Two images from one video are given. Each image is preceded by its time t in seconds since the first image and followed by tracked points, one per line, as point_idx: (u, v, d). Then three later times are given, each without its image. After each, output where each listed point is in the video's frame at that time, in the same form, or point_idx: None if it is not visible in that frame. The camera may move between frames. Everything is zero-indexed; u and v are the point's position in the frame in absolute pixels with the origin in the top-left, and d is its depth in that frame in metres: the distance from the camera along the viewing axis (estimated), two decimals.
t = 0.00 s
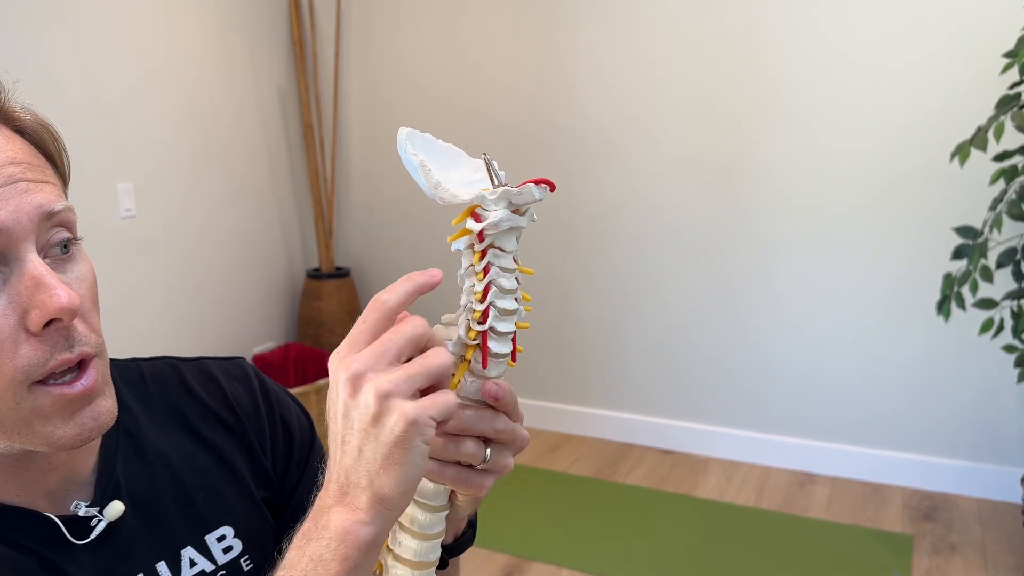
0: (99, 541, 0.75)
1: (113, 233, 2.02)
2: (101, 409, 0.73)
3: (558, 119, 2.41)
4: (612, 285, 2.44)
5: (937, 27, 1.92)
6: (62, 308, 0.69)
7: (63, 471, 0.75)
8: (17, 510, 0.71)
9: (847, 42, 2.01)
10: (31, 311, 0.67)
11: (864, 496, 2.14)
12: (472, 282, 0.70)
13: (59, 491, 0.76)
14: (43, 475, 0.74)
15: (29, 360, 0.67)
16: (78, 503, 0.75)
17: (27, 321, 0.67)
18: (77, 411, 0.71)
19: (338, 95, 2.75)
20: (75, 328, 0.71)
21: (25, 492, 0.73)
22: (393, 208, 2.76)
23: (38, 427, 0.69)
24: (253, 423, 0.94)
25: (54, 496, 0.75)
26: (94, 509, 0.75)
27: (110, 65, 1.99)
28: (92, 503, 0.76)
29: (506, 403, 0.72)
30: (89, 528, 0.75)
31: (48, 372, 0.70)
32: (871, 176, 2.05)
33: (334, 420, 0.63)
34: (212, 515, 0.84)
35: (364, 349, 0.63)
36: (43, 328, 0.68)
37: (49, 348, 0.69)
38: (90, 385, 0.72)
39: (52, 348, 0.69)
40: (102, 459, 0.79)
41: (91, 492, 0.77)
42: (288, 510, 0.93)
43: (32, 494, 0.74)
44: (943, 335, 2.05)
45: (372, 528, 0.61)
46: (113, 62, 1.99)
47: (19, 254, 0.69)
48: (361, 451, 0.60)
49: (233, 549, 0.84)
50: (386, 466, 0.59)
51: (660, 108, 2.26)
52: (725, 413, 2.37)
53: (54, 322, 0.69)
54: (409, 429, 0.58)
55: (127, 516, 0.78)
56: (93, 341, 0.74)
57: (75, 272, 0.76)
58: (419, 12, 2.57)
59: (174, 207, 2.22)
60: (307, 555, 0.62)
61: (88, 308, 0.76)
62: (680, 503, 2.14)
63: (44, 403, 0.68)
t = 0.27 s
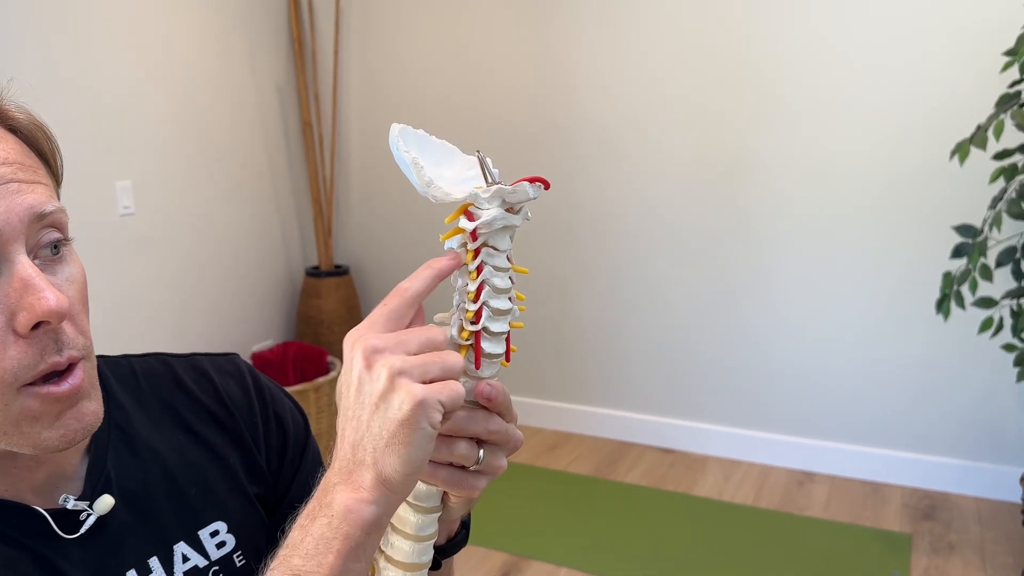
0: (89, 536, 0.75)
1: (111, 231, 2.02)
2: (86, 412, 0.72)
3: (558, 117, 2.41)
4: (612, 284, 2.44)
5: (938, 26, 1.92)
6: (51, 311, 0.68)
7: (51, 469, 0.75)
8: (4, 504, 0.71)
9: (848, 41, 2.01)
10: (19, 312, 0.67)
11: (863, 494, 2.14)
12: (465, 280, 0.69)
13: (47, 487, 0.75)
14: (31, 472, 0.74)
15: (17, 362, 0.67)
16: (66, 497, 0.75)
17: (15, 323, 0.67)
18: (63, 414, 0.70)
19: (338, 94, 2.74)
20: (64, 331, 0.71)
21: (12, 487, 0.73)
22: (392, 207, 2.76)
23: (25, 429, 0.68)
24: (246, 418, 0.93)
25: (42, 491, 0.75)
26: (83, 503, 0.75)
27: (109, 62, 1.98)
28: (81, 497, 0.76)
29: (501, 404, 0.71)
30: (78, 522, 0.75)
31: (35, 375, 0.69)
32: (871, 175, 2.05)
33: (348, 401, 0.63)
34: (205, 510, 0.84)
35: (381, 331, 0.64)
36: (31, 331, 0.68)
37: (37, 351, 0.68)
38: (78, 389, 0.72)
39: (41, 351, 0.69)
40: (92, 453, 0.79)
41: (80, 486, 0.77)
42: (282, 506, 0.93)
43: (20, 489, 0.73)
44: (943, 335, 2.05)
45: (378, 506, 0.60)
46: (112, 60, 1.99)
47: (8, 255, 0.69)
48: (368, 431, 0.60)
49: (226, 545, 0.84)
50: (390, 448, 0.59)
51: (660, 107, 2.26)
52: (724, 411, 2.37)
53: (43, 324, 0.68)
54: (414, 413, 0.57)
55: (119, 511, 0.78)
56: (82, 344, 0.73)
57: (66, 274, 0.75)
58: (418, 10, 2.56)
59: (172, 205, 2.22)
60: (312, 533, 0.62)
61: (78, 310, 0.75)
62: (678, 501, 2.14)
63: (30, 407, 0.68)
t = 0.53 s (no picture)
0: (92, 539, 0.75)
1: (110, 229, 2.01)
2: (92, 407, 0.72)
3: (557, 116, 2.40)
4: (612, 283, 2.43)
5: (939, 25, 1.92)
6: (52, 310, 0.67)
7: (55, 466, 0.75)
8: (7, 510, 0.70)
9: (848, 40, 2.00)
10: (21, 312, 0.67)
11: (863, 493, 2.14)
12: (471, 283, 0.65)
13: (52, 488, 0.75)
14: (35, 470, 0.73)
15: (17, 362, 0.66)
16: (68, 501, 0.74)
17: (16, 323, 0.66)
18: (66, 415, 0.70)
19: (337, 92, 2.73)
20: (66, 330, 0.70)
21: (15, 489, 0.72)
22: (391, 205, 2.75)
23: (27, 427, 0.68)
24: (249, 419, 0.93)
25: (46, 494, 0.74)
26: (86, 507, 0.75)
27: (107, 60, 1.97)
28: (84, 501, 0.75)
29: (505, 406, 0.70)
30: (81, 526, 0.74)
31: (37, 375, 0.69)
32: (871, 174, 2.05)
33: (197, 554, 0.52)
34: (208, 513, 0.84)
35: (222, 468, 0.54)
36: (33, 330, 0.67)
37: (39, 350, 0.68)
38: (81, 389, 0.71)
39: (42, 350, 0.68)
40: (96, 455, 0.79)
41: (82, 489, 0.76)
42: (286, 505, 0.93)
43: (23, 493, 0.73)
44: (943, 334, 2.05)
45: (302, 565, 0.52)
46: (110, 57, 1.98)
47: (9, 254, 0.68)
48: None
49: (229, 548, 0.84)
50: None
51: (660, 105, 2.25)
52: (723, 410, 2.37)
53: (44, 324, 0.68)
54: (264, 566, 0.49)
55: (121, 512, 0.78)
56: (86, 341, 0.72)
57: (68, 272, 0.75)
58: (417, 8, 2.55)
59: (171, 203, 2.21)
60: None
61: (81, 309, 0.75)
62: (677, 500, 2.14)
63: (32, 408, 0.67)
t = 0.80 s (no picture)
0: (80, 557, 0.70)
1: (106, 225, 1.99)
2: (86, 422, 0.69)
3: (557, 112, 2.39)
4: (612, 280, 2.42)
5: (941, 21, 1.90)
6: (51, 315, 0.65)
7: (45, 480, 0.70)
8: None
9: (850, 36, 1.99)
10: (18, 317, 0.64)
11: (863, 491, 2.13)
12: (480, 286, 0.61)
13: (40, 503, 0.70)
14: (25, 484, 0.69)
15: (11, 369, 0.63)
16: (51, 520, 0.69)
17: (12, 328, 0.63)
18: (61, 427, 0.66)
19: (334, 87, 2.72)
20: (65, 338, 0.67)
21: None
22: (389, 201, 2.74)
23: (18, 440, 0.65)
24: (252, 425, 0.89)
25: (31, 511, 0.70)
26: (71, 523, 0.70)
27: (104, 54, 1.95)
28: (68, 517, 0.70)
29: (515, 414, 0.66)
30: (68, 544, 0.70)
31: (30, 384, 0.65)
32: (872, 171, 2.04)
33: None
34: (207, 526, 0.80)
35: None
36: (29, 336, 0.64)
37: (34, 357, 0.64)
38: (77, 400, 0.68)
39: (37, 357, 0.65)
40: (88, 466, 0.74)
41: (67, 507, 0.71)
42: (288, 515, 0.90)
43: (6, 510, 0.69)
44: (943, 332, 2.04)
45: None
46: (106, 51, 1.96)
47: (6, 256, 0.65)
48: None
49: (229, 563, 0.80)
50: None
51: (661, 101, 2.24)
52: (723, 407, 2.36)
53: (41, 330, 0.65)
54: None
55: (111, 527, 0.73)
56: (83, 349, 0.69)
57: (65, 276, 0.73)
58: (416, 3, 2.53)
59: (168, 199, 2.19)
60: None
61: (78, 314, 0.72)
62: (677, 497, 2.13)
63: (25, 417, 0.64)
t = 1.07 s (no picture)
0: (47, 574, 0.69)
1: (98, 223, 1.97)
2: (46, 438, 0.65)
3: (554, 108, 2.37)
4: (610, 278, 2.40)
5: (943, 18, 1.88)
6: (8, 324, 0.61)
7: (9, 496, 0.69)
8: None
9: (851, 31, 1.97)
10: None
11: (862, 491, 2.12)
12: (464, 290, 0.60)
13: (5, 521, 0.69)
14: None
15: None
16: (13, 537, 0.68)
17: None
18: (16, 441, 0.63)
19: (331, 84, 2.69)
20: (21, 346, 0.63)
21: None
22: (386, 198, 2.71)
23: None
24: (232, 437, 0.86)
25: None
26: (36, 542, 0.69)
27: (97, 49, 1.93)
28: (32, 535, 0.69)
29: (501, 425, 0.64)
30: (34, 562, 0.69)
31: None
32: (873, 169, 2.02)
33: None
34: (180, 544, 0.78)
35: None
36: None
37: None
38: (35, 413, 0.64)
39: None
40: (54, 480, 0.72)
41: (34, 524, 0.70)
42: (270, 529, 0.88)
43: None
44: (944, 331, 2.03)
45: None
46: (100, 46, 1.94)
47: None
48: None
49: None
50: None
51: (660, 98, 2.22)
52: (722, 406, 2.34)
53: None
54: None
55: (81, 544, 0.72)
56: (43, 361, 0.66)
57: (30, 282, 0.70)
58: None
59: (162, 196, 2.17)
60: None
61: (43, 322, 0.69)
62: (675, 497, 2.12)
63: None
